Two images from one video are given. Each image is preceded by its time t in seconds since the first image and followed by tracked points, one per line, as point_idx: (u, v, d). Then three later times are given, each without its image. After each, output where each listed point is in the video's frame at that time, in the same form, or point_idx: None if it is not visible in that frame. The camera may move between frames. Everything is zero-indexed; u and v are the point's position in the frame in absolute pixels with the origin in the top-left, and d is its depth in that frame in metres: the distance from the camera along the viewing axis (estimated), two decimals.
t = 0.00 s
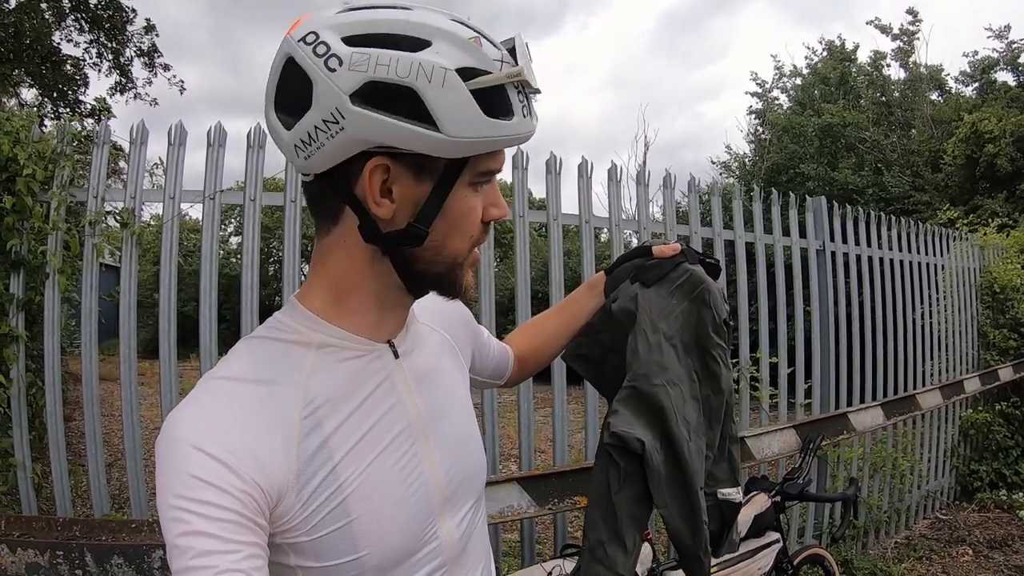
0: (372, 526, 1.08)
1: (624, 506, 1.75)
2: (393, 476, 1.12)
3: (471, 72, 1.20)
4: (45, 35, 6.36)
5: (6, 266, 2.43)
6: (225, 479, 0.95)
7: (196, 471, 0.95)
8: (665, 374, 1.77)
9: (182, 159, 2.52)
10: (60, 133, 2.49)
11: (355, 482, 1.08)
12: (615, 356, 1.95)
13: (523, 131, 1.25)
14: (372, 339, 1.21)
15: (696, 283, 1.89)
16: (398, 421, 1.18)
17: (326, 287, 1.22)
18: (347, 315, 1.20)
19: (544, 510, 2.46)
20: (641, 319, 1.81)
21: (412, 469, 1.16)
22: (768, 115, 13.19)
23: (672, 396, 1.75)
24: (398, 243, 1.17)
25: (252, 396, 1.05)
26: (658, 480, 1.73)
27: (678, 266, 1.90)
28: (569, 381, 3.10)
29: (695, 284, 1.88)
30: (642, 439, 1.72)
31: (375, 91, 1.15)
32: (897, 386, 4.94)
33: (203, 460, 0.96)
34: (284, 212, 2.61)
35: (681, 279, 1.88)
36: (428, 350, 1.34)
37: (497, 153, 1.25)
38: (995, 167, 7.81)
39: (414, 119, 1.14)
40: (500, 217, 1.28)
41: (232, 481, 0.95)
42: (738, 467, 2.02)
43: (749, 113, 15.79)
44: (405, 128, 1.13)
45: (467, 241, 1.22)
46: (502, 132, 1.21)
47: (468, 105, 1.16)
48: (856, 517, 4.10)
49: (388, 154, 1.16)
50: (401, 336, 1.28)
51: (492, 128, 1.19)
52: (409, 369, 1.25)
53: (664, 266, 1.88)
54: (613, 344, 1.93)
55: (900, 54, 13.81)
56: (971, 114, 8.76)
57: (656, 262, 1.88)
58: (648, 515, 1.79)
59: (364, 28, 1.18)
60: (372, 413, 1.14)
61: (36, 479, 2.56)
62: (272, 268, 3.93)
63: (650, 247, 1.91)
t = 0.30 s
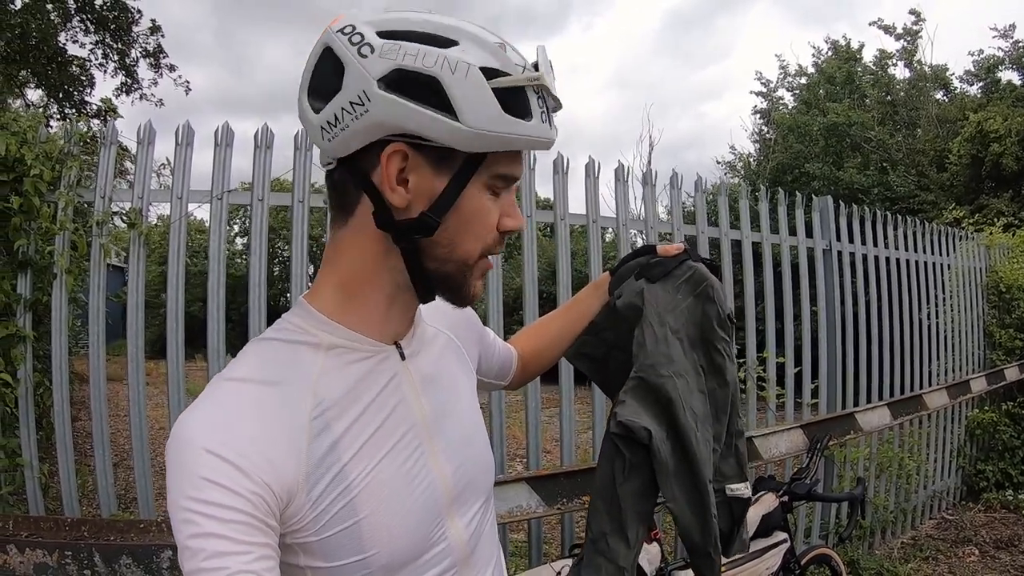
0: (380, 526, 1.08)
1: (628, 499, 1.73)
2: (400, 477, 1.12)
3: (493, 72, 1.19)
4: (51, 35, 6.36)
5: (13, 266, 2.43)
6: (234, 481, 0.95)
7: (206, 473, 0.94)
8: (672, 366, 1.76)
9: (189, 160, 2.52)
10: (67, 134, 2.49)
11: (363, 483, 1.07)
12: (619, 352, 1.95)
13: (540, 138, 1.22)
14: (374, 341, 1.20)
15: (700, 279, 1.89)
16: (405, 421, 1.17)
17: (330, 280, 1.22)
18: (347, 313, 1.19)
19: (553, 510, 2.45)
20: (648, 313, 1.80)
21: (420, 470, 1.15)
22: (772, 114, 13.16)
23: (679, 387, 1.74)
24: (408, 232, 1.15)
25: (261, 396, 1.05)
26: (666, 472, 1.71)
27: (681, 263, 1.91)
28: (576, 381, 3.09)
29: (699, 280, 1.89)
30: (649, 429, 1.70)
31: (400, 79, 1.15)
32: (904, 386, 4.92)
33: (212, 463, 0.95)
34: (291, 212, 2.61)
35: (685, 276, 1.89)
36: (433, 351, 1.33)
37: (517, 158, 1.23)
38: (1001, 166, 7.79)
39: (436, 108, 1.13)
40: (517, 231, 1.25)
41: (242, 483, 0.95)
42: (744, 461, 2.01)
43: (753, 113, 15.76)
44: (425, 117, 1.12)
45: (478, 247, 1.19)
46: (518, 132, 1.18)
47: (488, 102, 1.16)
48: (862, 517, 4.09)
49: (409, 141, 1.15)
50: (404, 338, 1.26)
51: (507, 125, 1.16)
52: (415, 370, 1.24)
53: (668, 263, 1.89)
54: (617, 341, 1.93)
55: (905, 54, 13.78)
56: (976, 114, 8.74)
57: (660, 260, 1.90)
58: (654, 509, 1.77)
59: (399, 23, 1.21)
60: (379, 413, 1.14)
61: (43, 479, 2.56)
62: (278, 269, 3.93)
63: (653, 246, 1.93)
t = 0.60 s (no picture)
0: (398, 528, 1.07)
1: (637, 498, 1.71)
2: (418, 479, 1.12)
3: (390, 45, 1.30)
4: (56, 35, 6.36)
5: (17, 266, 2.42)
6: (256, 480, 0.94)
7: (228, 472, 0.94)
8: (673, 367, 1.75)
9: (195, 160, 2.52)
10: (72, 133, 2.49)
11: (381, 485, 1.07)
12: (621, 358, 1.90)
13: (460, 82, 1.16)
14: (398, 345, 1.21)
15: (696, 285, 1.88)
16: (422, 425, 1.17)
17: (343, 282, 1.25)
18: (356, 311, 1.20)
19: (557, 514, 2.45)
20: (648, 316, 1.79)
21: (436, 472, 1.15)
22: (774, 119, 13.18)
23: (679, 389, 1.73)
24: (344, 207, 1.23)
25: (283, 397, 1.05)
26: (668, 472, 1.70)
27: (678, 269, 1.91)
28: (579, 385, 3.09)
29: (695, 286, 1.88)
30: (657, 429, 1.70)
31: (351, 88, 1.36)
32: (905, 393, 4.92)
33: (234, 461, 0.95)
34: (296, 214, 2.60)
35: (682, 281, 1.88)
36: (451, 360, 1.34)
37: (441, 114, 1.17)
38: (1003, 173, 7.80)
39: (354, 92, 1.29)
40: (457, 195, 1.12)
41: (264, 481, 0.95)
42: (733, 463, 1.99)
43: (755, 117, 15.77)
44: (348, 102, 1.29)
45: (400, 214, 1.12)
46: (422, 76, 1.16)
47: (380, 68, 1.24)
48: (864, 523, 4.08)
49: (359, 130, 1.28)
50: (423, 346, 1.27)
51: (401, 71, 1.19)
52: (433, 376, 1.25)
53: (665, 268, 1.89)
54: (618, 345, 1.89)
55: (907, 60, 13.81)
56: (978, 120, 8.75)
57: (657, 265, 1.90)
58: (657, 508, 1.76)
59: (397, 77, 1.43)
60: (397, 416, 1.14)
61: (45, 479, 2.55)
62: (281, 269, 3.93)
63: (651, 253, 1.94)
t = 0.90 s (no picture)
0: (396, 537, 1.06)
1: (634, 513, 1.71)
2: (417, 487, 1.10)
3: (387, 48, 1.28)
4: (53, 31, 6.32)
5: (12, 264, 2.40)
6: (254, 486, 0.93)
7: (226, 477, 0.92)
8: (677, 384, 1.75)
9: (192, 159, 2.50)
10: (68, 131, 2.47)
11: (380, 493, 1.06)
12: (626, 367, 1.89)
13: (458, 96, 1.13)
14: (399, 353, 1.20)
15: (702, 295, 1.87)
16: (422, 433, 1.16)
17: (345, 286, 1.23)
18: (355, 317, 1.18)
19: (555, 517, 2.44)
20: (653, 330, 1.78)
21: (435, 481, 1.14)
22: (772, 119, 13.18)
23: (682, 405, 1.73)
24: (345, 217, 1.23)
25: (283, 404, 1.03)
26: (667, 487, 1.71)
27: (684, 278, 1.89)
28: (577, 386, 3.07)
29: (701, 296, 1.87)
30: (657, 448, 1.69)
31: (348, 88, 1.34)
32: (903, 394, 4.92)
33: (232, 466, 0.93)
34: (294, 213, 2.58)
35: (688, 291, 1.87)
36: (453, 366, 1.33)
37: (441, 130, 1.15)
38: (1001, 174, 7.81)
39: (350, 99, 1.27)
40: (458, 213, 1.11)
41: (261, 487, 0.93)
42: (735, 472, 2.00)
43: (753, 117, 15.77)
44: (344, 107, 1.27)
45: (401, 230, 1.12)
46: (419, 88, 1.14)
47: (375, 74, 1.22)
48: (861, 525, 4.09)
49: (356, 138, 1.25)
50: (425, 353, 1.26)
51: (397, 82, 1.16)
52: (433, 385, 1.24)
53: (671, 278, 1.86)
54: (622, 355, 1.88)
55: (905, 61, 13.82)
56: (976, 122, 8.75)
57: (663, 275, 1.87)
58: (655, 521, 1.76)
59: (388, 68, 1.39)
60: (398, 424, 1.12)
61: (40, 479, 2.53)
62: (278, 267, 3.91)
63: (655, 262, 1.90)
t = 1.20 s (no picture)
0: (392, 536, 1.05)
1: (638, 520, 1.72)
2: (414, 486, 1.10)
3: (434, 57, 1.13)
4: (48, 27, 6.28)
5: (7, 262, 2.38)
6: (250, 484, 0.92)
7: (222, 475, 0.92)
8: (679, 389, 1.74)
9: (188, 155, 2.48)
10: (63, 128, 2.45)
11: (377, 492, 1.05)
12: (629, 370, 1.88)
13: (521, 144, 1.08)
14: (393, 352, 1.18)
15: (707, 298, 1.87)
16: (419, 433, 1.15)
17: (346, 284, 1.22)
18: (359, 324, 1.16)
19: (554, 514, 2.44)
20: (655, 334, 1.78)
21: (432, 480, 1.13)
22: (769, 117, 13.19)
23: (685, 410, 1.73)
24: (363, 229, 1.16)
25: (280, 402, 1.03)
26: (672, 494, 1.70)
27: (689, 281, 1.88)
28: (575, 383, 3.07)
29: (707, 299, 1.86)
30: (658, 454, 1.69)
31: (367, 82, 1.20)
32: (899, 391, 4.93)
33: (228, 464, 0.92)
34: (290, 210, 2.57)
35: (693, 294, 1.86)
36: (451, 365, 1.32)
37: (493, 166, 1.09)
38: (996, 172, 7.83)
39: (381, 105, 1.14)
40: (506, 250, 1.08)
41: (257, 486, 0.92)
42: (749, 479, 2.00)
43: (749, 114, 15.77)
44: (369, 111, 1.14)
45: (446, 262, 1.07)
46: (484, 131, 1.06)
47: (424, 91, 1.10)
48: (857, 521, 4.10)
49: (375, 143, 1.15)
50: (422, 354, 1.24)
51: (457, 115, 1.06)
52: (432, 384, 1.23)
53: (675, 281, 1.86)
54: (625, 357, 1.87)
55: (901, 59, 13.84)
56: (972, 120, 8.77)
57: (668, 278, 1.87)
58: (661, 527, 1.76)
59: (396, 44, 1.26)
60: (395, 423, 1.12)
61: (36, 478, 2.52)
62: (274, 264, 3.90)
63: (661, 264, 1.91)
